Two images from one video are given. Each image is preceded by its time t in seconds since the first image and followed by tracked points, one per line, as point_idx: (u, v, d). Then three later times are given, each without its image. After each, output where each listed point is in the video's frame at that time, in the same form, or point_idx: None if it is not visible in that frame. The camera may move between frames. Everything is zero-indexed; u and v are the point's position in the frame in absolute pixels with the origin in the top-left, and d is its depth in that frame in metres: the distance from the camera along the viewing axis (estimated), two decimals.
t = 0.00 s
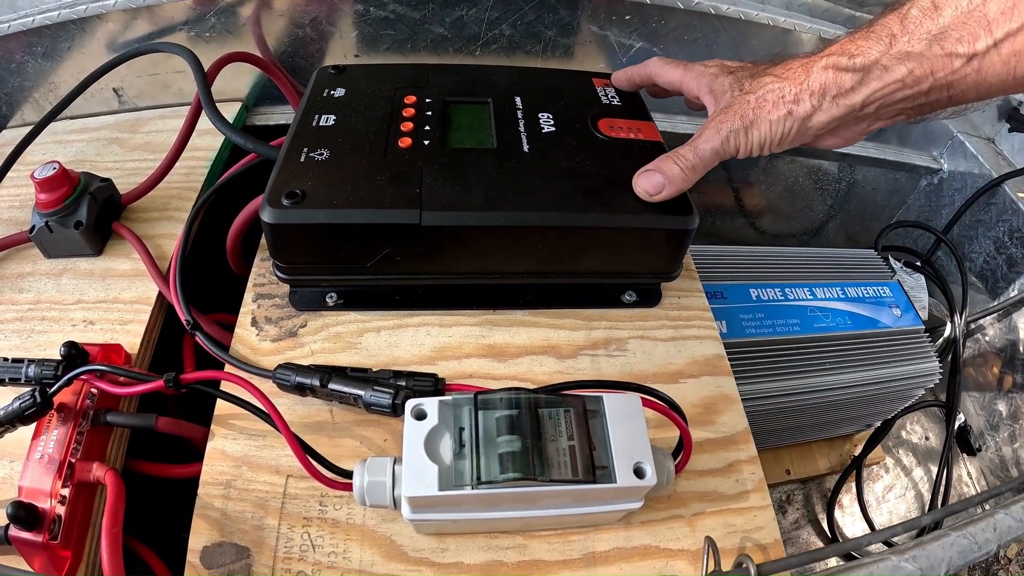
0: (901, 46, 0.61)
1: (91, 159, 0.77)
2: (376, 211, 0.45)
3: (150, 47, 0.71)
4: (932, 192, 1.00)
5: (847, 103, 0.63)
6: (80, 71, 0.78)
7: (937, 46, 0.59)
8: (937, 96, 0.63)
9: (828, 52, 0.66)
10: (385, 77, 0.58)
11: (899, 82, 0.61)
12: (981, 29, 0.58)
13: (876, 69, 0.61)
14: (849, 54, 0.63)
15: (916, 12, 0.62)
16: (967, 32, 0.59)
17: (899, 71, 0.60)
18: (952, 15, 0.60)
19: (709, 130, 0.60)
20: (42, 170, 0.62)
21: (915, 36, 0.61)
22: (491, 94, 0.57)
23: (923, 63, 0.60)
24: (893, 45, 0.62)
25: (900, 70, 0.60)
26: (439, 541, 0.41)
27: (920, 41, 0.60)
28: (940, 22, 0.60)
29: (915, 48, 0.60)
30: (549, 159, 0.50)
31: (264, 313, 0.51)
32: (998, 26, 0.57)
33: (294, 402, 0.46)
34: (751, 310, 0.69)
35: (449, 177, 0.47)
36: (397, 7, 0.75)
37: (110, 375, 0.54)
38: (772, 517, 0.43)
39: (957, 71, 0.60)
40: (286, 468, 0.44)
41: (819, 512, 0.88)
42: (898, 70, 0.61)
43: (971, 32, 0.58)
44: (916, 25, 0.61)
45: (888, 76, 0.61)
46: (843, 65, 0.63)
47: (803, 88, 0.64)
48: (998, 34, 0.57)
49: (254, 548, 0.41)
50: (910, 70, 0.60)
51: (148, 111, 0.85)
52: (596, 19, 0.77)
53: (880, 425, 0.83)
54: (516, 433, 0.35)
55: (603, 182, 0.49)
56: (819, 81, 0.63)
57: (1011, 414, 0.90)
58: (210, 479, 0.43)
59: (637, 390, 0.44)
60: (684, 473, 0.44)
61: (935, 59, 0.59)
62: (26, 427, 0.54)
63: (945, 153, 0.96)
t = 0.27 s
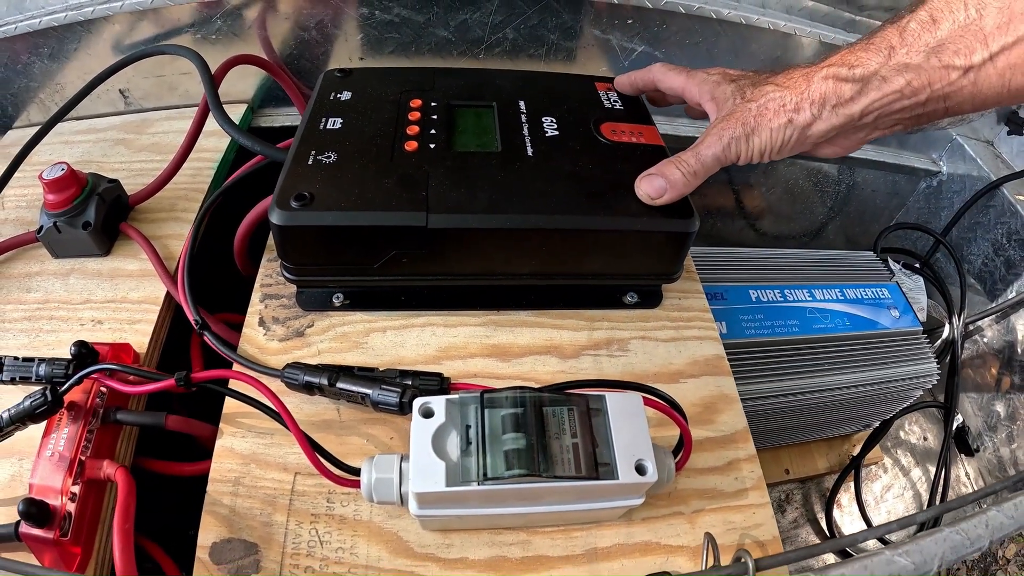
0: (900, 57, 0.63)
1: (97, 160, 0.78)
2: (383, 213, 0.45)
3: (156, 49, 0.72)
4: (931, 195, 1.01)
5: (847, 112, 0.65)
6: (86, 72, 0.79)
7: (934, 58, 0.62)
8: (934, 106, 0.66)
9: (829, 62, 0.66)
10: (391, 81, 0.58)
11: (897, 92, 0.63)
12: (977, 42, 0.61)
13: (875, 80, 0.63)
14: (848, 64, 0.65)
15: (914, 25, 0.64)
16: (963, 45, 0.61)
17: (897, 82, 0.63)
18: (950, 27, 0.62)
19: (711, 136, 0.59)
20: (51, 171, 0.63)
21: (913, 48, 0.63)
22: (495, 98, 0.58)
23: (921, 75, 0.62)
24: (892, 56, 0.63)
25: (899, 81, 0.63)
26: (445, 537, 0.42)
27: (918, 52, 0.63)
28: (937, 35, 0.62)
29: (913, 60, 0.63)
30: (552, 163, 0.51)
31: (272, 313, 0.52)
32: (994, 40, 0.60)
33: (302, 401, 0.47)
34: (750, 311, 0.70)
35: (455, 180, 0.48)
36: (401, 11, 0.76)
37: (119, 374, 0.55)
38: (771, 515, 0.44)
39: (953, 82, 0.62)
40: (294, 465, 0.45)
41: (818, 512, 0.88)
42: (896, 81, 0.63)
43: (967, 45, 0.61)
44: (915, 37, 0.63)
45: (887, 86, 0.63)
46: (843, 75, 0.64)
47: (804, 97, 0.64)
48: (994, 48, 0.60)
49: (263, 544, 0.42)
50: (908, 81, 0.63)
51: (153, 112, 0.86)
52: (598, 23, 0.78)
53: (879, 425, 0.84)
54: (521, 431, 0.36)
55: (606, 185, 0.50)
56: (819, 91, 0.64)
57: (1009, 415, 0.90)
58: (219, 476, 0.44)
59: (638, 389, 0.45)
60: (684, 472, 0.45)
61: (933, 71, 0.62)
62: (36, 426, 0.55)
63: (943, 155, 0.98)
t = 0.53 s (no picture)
0: (900, 59, 0.63)
1: (99, 159, 0.79)
2: (382, 212, 0.45)
3: (158, 48, 0.72)
4: (932, 195, 1.02)
5: (847, 114, 0.65)
6: (87, 71, 0.79)
7: (934, 59, 0.62)
8: (933, 106, 0.66)
9: (830, 64, 0.66)
10: (391, 81, 0.59)
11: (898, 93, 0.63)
12: (976, 43, 0.60)
13: (875, 81, 0.63)
14: (849, 66, 0.65)
15: (913, 27, 0.64)
16: (963, 46, 0.61)
17: (897, 83, 0.63)
18: (950, 29, 0.62)
19: (711, 137, 0.60)
20: (52, 169, 0.63)
21: (913, 50, 0.63)
22: (495, 97, 0.58)
23: (921, 76, 0.62)
24: (892, 58, 0.64)
25: (899, 82, 0.63)
26: (443, 535, 0.42)
27: (918, 54, 0.63)
28: (937, 36, 0.62)
29: (913, 61, 0.63)
30: (551, 162, 0.51)
31: (272, 311, 0.52)
32: (992, 41, 0.60)
33: (301, 399, 0.47)
34: (750, 311, 0.71)
35: (455, 179, 0.48)
36: (402, 11, 0.76)
37: (119, 371, 0.55)
38: (769, 513, 0.44)
39: (953, 83, 0.63)
40: (293, 462, 0.45)
41: (816, 511, 0.89)
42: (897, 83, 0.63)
43: (967, 46, 0.61)
44: (915, 39, 0.63)
45: (887, 87, 0.63)
46: (843, 77, 0.64)
47: (804, 99, 0.64)
48: (993, 48, 0.60)
49: (261, 541, 0.42)
50: (908, 82, 0.63)
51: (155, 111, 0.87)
52: (599, 23, 0.78)
53: (878, 426, 0.84)
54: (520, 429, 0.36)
55: (606, 183, 0.50)
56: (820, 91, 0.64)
57: (1009, 416, 0.90)
58: (219, 473, 0.44)
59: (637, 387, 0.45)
60: (682, 470, 0.45)
61: (932, 72, 0.62)
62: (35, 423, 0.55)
63: (943, 156, 0.98)
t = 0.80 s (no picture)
0: (911, 50, 0.63)
1: (99, 157, 0.79)
2: (382, 209, 0.45)
3: (159, 46, 0.72)
4: (932, 195, 1.01)
5: (856, 102, 0.64)
6: (87, 69, 0.79)
7: (946, 51, 0.63)
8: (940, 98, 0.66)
9: (835, 50, 0.66)
10: (391, 79, 0.58)
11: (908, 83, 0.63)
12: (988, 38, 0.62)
13: (886, 71, 0.63)
14: (859, 54, 0.64)
15: (926, 19, 0.64)
16: (975, 40, 0.62)
17: (907, 74, 0.63)
18: (962, 23, 0.63)
19: (710, 112, 0.60)
20: (52, 167, 0.63)
21: (925, 41, 0.63)
22: (496, 96, 0.58)
23: (931, 67, 0.63)
24: (903, 48, 0.64)
25: (909, 73, 0.63)
26: (442, 534, 0.42)
27: (929, 45, 0.63)
28: (949, 29, 0.63)
29: (925, 52, 0.63)
30: (552, 160, 0.51)
31: (271, 309, 0.52)
32: (1005, 37, 0.61)
33: (300, 397, 0.47)
34: (750, 311, 0.70)
35: (455, 177, 0.48)
36: (403, 9, 0.76)
37: (118, 368, 0.55)
38: (769, 513, 0.44)
39: (963, 75, 0.64)
40: (292, 460, 0.45)
41: (817, 512, 0.88)
42: (908, 74, 0.63)
43: (979, 40, 0.62)
44: (927, 30, 0.64)
45: (897, 77, 0.63)
46: (854, 64, 0.63)
47: (813, 84, 0.63)
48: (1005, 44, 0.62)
49: (260, 539, 0.42)
50: (918, 73, 0.63)
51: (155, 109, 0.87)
52: (600, 23, 0.78)
53: (879, 426, 0.84)
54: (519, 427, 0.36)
55: (606, 181, 0.50)
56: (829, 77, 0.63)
57: (1009, 417, 0.90)
58: (217, 471, 0.44)
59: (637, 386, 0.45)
60: (682, 469, 0.45)
61: (943, 64, 0.63)
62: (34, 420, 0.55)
63: (945, 156, 0.98)
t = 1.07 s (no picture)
0: None
1: (102, 155, 0.79)
2: (383, 207, 0.46)
3: (161, 45, 0.73)
4: (933, 197, 1.02)
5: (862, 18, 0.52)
6: (90, 67, 0.79)
7: None
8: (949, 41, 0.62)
9: None
10: (393, 77, 0.59)
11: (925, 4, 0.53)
12: None
13: None
14: None
15: None
16: None
17: None
18: None
19: None
20: (54, 164, 0.63)
21: None
22: (498, 95, 0.58)
23: None
24: None
25: None
26: (443, 530, 0.42)
27: None
28: None
29: None
30: (553, 159, 0.51)
31: (273, 307, 0.52)
32: None
33: (302, 394, 0.47)
34: (750, 310, 0.71)
35: (456, 175, 0.48)
36: (405, 9, 0.76)
37: (120, 365, 0.56)
38: (768, 511, 0.44)
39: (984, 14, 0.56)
40: (293, 457, 0.45)
41: (816, 512, 0.88)
42: None
43: None
44: None
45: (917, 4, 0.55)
46: None
47: None
48: None
49: (261, 536, 0.42)
50: None
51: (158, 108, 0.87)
52: (601, 23, 0.78)
53: (878, 426, 0.84)
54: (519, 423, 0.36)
55: (606, 179, 0.50)
56: None
57: (1009, 417, 0.90)
58: (219, 467, 0.45)
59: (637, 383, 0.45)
60: (682, 467, 0.45)
61: None
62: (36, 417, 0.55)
63: (945, 157, 0.98)
